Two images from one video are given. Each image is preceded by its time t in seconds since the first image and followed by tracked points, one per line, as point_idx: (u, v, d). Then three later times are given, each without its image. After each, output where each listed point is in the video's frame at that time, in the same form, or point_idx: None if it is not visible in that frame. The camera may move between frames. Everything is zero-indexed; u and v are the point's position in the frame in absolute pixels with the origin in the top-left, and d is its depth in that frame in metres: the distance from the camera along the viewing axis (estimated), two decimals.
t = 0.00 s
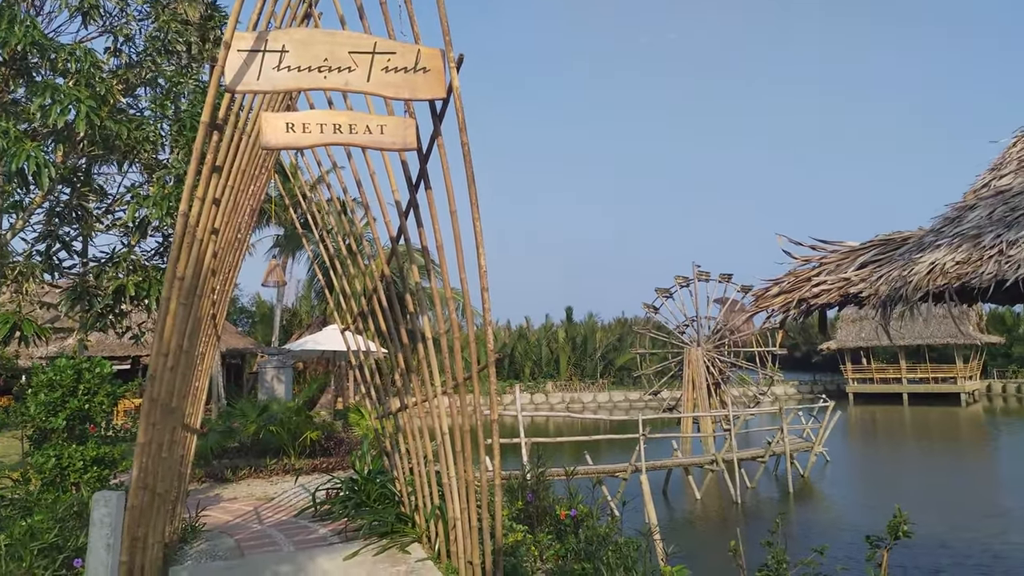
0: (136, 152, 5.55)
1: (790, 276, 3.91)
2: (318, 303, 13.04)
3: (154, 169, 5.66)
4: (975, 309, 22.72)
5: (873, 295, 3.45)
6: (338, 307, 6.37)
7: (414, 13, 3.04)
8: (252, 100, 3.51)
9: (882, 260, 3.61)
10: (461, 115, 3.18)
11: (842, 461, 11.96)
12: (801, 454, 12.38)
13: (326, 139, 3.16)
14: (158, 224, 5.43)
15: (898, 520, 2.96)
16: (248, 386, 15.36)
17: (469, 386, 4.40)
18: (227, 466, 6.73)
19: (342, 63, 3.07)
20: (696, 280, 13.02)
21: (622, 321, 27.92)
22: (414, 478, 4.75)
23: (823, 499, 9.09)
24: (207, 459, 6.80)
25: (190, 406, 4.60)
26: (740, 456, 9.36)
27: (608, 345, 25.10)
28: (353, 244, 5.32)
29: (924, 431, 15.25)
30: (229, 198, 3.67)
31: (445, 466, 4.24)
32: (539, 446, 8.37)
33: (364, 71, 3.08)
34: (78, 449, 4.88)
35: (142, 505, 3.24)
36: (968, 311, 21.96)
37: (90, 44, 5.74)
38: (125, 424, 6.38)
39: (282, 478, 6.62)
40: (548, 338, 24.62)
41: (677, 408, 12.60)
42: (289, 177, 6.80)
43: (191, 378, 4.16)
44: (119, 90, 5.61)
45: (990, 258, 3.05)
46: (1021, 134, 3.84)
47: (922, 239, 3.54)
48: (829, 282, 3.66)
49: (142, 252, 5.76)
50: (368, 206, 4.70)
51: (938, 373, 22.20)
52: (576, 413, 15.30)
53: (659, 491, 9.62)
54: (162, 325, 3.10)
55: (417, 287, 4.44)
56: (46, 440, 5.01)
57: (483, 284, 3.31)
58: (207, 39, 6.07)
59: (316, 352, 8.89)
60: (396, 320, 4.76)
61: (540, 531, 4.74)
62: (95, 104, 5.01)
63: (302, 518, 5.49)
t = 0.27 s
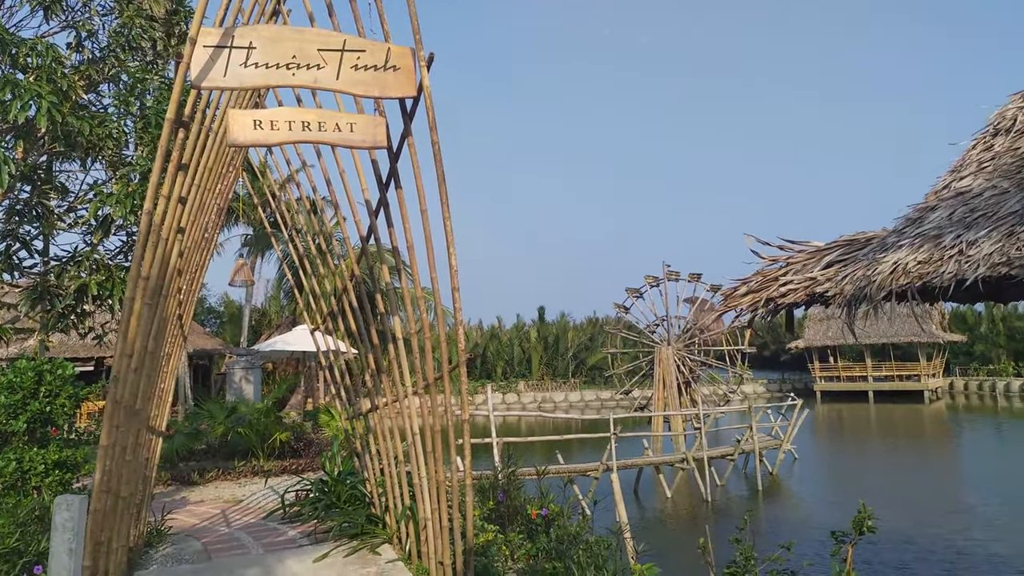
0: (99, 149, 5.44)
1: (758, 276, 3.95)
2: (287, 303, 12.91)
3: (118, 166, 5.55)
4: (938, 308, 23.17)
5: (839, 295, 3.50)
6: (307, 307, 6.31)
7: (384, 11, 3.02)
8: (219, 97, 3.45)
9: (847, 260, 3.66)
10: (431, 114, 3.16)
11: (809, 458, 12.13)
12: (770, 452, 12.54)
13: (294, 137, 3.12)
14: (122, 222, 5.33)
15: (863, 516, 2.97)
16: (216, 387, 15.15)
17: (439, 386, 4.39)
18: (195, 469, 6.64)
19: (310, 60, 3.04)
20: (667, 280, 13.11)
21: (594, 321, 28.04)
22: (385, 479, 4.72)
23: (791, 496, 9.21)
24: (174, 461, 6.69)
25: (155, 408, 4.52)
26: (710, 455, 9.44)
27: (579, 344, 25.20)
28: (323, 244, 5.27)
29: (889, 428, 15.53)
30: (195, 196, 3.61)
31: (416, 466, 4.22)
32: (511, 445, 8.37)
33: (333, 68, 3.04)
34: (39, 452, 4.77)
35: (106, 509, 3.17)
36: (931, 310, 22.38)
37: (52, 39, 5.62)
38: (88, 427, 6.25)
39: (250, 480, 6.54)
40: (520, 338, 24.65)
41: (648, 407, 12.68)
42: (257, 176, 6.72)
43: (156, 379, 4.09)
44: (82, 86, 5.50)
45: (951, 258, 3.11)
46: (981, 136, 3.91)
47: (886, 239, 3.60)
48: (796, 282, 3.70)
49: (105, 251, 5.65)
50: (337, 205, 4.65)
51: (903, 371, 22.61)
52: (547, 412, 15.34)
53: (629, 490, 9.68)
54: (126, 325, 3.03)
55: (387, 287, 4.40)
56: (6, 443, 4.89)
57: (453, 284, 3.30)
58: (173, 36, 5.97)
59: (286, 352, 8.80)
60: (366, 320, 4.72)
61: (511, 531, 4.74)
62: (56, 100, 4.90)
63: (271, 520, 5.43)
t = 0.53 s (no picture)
0: (73, 147, 5.37)
1: (736, 269, 3.97)
2: (266, 301, 12.84)
3: (92, 164, 5.49)
4: (914, 302, 23.46)
5: (815, 288, 3.53)
6: (286, 304, 6.28)
7: (359, 6, 3.00)
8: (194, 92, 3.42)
9: (824, 254, 3.70)
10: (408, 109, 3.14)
11: (789, 452, 12.25)
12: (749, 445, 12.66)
13: (270, 132, 3.11)
14: (97, 219, 5.28)
15: (839, 508, 2.98)
16: (193, 386, 15.04)
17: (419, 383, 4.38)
18: (173, 467, 6.59)
19: (285, 55, 3.01)
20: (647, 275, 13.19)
21: (575, 316, 28.12)
22: (365, 476, 4.71)
23: (770, 490, 9.29)
24: (152, 460, 6.64)
25: (132, 407, 4.48)
26: (689, 449, 9.51)
27: (560, 340, 25.29)
28: (300, 241, 5.25)
29: (867, 421, 15.74)
30: (171, 193, 3.57)
31: (395, 463, 4.22)
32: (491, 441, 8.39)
33: (308, 63, 3.02)
34: (15, 453, 4.71)
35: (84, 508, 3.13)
36: (907, 304, 22.68)
37: (23, 34, 5.54)
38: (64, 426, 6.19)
39: (230, 478, 6.51)
40: (500, 335, 24.67)
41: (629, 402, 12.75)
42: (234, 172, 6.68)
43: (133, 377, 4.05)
44: (55, 82, 5.42)
45: (925, 251, 3.15)
46: (955, 130, 3.96)
47: (862, 233, 3.64)
48: (773, 275, 3.74)
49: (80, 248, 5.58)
50: (315, 202, 4.63)
51: (880, 364, 22.90)
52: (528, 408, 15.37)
53: (610, 484, 9.73)
54: (101, 323, 3.00)
55: (365, 285, 4.39)
56: None
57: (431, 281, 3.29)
58: (147, 31, 5.90)
59: (264, 349, 8.76)
60: (344, 318, 4.70)
61: (491, 526, 4.76)
62: (28, 96, 4.84)
63: (251, 518, 5.41)
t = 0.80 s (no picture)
0: (44, 141, 5.28)
1: (713, 266, 4.00)
2: (243, 298, 12.73)
3: (64, 158, 5.40)
4: (888, 298, 23.78)
5: (791, 284, 3.56)
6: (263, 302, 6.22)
7: None
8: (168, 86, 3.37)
9: (799, 250, 3.73)
10: (386, 104, 3.13)
11: (766, 446, 12.37)
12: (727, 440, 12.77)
13: (247, 126, 3.07)
14: (70, 214, 5.19)
15: (815, 501, 2.98)
16: (170, 384, 14.87)
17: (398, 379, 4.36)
18: (149, 466, 6.52)
19: (262, 49, 2.98)
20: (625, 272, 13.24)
21: (554, 313, 28.18)
22: (343, 474, 4.68)
23: (748, 484, 9.37)
24: (127, 459, 6.56)
25: (105, 406, 4.41)
26: (668, 444, 9.57)
27: (539, 337, 25.33)
28: (278, 237, 5.20)
29: (843, 416, 15.94)
30: (145, 188, 3.52)
31: (374, 460, 4.19)
32: (471, 438, 8.38)
33: (285, 57, 2.99)
34: None
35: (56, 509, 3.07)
36: (882, 300, 22.99)
37: None
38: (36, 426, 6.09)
39: (206, 477, 6.45)
40: (480, 331, 24.68)
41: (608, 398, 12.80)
42: (210, 168, 6.61)
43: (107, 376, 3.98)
44: (26, 76, 5.32)
45: (897, 247, 3.18)
46: (927, 128, 4.02)
47: (836, 229, 3.68)
48: (750, 271, 3.76)
49: (52, 244, 5.48)
50: (292, 199, 4.58)
51: (855, 359, 23.18)
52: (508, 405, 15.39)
53: (590, 480, 9.77)
54: (73, 320, 2.94)
55: (344, 282, 4.36)
56: None
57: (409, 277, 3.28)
58: (121, 24, 5.81)
59: (242, 346, 8.68)
60: (323, 314, 4.67)
61: (470, 523, 4.76)
62: None
63: (228, 517, 5.36)
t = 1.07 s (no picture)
0: (15, 133, 5.19)
1: (690, 265, 4.02)
2: (219, 294, 12.61)
3: (35, 150, 5.31)
4: (862, 298, 24.08)
5: (766, 282, 3.60)
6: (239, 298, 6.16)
7: None
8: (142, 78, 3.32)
9: (775, 249, 3.77)
10: (364, 100, 3.11)
11: (742, 444, 12.48)
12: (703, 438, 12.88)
13: (222, 121, 3.03)
14: (40, 207, 5.10)
15: (787, 496, 3.00)
16: (143, 381, 14.69)
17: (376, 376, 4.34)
18: (121, 464, 6.43)
19: (239, 42, 2.94)
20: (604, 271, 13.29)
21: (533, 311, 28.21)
22: (319, 472, 4.65)
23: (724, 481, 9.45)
24: (98, 457, 6.47)
25: (76, 402, 4.34)
26: (645, 442, 9.62)
27: (518, 334, 25.36)
28: (254, 233, 5.14)
29: (817, 414, 16.14)
30: (118, 182, 3.47)
31: (351, 457, 4.17)
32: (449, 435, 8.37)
33: (262, 51, 2.96)
34: None
35: (24, 506, 3.04)
36: (856, 299, 23.29)
37: None
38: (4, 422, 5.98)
39: (180, 475, 6.38)
40: (459, 329, 24.66)
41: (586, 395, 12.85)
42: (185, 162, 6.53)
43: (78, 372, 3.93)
44: None
45: (870, 246, 3.22)
46: (900, 130, 4.07)
47: (811, 229, 3.72)
48: (726, 270, 3.79)
49: (21, 238, 5.38)
50: (270, 194, 4.53)
51: (830, 358, 23.45)
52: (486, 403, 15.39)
53: (567, 477, 9.80)
54: (43, 315, 2.90)
55: (320, 278, 4.32)
56: None
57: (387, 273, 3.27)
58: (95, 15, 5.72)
59: (217, 343, 8.60)
60: (300, 311, 4.63)
61: (447, 520, 4.75)
62: None
63: (202, 515, 5.31)
